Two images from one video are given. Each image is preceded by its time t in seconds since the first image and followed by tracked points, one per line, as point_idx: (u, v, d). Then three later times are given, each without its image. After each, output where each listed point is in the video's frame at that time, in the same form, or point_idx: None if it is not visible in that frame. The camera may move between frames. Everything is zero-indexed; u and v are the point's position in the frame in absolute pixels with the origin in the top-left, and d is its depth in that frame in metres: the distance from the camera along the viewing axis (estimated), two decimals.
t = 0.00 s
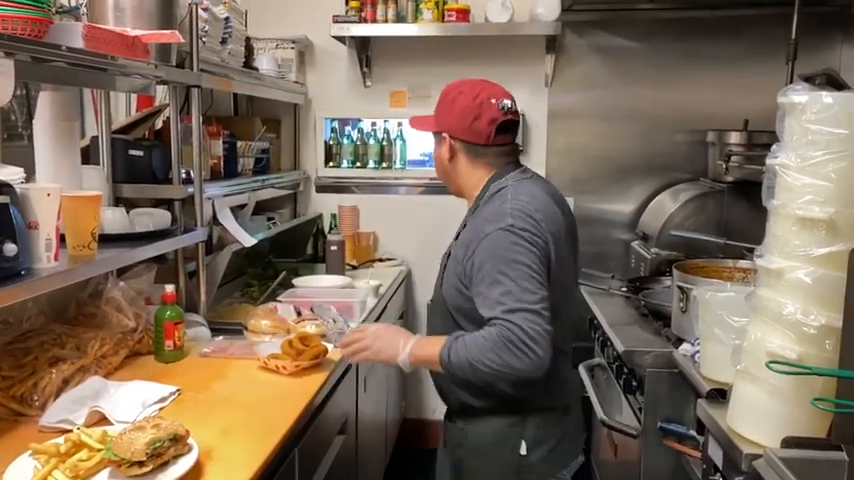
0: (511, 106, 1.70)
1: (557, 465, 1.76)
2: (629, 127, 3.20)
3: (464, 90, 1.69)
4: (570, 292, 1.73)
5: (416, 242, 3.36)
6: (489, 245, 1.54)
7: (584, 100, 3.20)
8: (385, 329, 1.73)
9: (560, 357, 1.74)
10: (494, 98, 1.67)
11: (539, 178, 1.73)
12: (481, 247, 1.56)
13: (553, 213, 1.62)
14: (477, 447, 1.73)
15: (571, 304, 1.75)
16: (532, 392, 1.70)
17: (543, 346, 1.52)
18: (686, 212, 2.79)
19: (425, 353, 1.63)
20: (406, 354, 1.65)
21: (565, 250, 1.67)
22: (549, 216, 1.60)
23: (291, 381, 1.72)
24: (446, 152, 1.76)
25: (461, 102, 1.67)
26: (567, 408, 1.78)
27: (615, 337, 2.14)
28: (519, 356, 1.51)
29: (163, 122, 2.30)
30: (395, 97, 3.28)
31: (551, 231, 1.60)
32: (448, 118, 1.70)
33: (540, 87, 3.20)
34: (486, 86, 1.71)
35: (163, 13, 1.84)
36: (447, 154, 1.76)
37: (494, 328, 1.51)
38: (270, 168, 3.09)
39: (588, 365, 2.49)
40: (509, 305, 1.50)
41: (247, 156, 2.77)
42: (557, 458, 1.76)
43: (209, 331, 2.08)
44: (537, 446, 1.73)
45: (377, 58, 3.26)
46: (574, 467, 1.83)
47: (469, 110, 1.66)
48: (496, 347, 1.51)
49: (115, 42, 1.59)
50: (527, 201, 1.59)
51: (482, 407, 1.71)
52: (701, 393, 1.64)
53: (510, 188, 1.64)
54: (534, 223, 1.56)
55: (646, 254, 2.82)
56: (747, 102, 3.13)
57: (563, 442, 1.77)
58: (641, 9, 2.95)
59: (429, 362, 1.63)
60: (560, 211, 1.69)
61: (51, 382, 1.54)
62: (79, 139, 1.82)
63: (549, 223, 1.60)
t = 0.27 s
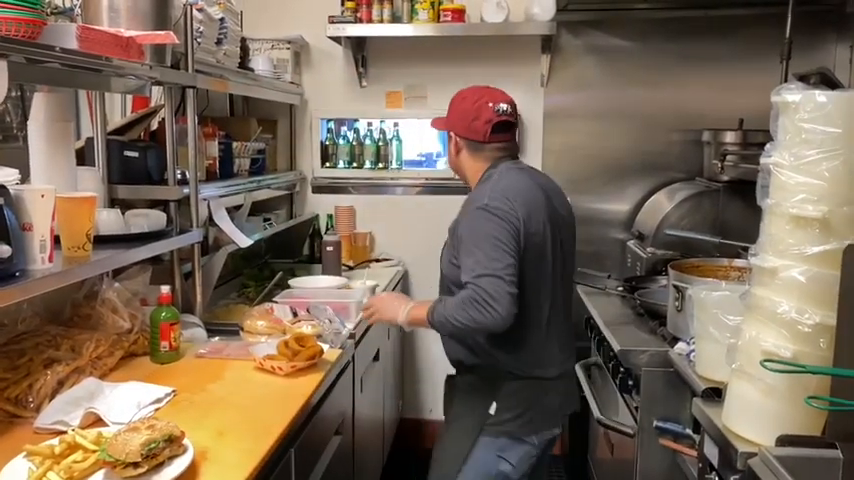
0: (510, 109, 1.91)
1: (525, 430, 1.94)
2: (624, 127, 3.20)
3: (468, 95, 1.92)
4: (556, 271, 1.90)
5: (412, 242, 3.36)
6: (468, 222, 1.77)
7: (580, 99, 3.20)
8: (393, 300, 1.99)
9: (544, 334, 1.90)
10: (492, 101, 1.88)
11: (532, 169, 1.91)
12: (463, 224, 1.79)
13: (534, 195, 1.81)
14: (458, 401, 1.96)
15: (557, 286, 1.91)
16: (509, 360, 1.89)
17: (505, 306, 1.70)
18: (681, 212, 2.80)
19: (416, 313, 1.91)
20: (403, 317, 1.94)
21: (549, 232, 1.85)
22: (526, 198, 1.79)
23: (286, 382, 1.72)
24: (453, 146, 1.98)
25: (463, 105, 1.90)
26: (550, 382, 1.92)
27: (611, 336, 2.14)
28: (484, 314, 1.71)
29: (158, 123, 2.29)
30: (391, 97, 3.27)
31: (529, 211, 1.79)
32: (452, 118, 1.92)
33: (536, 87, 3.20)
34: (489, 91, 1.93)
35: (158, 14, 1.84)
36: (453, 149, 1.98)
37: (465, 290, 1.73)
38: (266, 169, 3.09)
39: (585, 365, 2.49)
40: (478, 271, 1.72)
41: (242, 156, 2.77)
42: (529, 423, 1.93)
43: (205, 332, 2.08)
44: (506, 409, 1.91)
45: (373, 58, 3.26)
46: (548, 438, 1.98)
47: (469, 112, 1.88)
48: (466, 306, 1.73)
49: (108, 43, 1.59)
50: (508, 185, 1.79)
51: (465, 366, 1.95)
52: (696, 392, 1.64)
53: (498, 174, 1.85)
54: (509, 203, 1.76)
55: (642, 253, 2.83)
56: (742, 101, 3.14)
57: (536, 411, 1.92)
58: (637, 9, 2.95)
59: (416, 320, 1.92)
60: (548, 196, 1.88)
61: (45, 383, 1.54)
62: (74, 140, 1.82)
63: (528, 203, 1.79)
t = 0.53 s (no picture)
0: (491, 116, 2.13)
1: (491, 406, 2.19)
2: (619, 127, 3.21)
3: (454, 101, 2.15)
4: (524, 262, 2.14)
5: (407, 242, 3.37)
6: (448, 211, 2.01)
7: (574, 100, 3.21)
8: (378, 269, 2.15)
9: (508, 319, 2.15)
10: (474, 109, 2.11)
11: (510, 170, 2.16)
12: (444, 212, 2.02)
13: (509, 193, 2.07)
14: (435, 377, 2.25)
15: (525, 276, 2.15)
16: (477, 342, 2.15)
17: (475, 285, 1.92)
18: (676, 212, 2.81)
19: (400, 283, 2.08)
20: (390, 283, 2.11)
21: (519, 227, 2.09)
22: (501, 194, 2.04)
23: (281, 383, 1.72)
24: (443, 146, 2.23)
25: (449, 110, 2.14)
26: (512, 362, 2.18)
27: (607, 335, 2.15)
28: (455, 291, 1.92)
29: (153, 124, 2.29)
30: (386, 98, 3.28)
31: (503, 206, 2.04)
32: (441, 122, 2.17)
33: (531, 87, 3.21)
34: (475, 98, 2.15)
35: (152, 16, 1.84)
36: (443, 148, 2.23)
37: (441, 269, 1.95)
38: (262, 170, 3.09)
39: (581, 364, 2.50)
40: (453, 252, 1.94)
41: (238, 157, 2.77)
42: (495, 401, 2.19)
43: (201, 333, 2.08)
44: (471, 388, 2.17)
45: (368, 59, 3.27)
46: (517, 414, 2.23)
47: (453, 118, 2.13)
48: (440, 284, 1.93)
49: (102, 45, 1.59)
50: (486, 182, 2.05)
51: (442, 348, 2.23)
52: (690, 390, 1.65)
53: (477, 173, 2.10)
54: (485, 198, 2.01)
55: (637, 253, 2.83)
56: (737, 101, 3.14)
57: (499, 389, 2.18)
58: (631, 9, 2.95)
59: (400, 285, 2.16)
60: (523, 196, 2.13)
61: (41, 386, 1.54)
62: (69, 143, 1.82)
63: (502, 200, 2.04)
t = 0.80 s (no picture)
0: (479, 116, 2.25)
1: (476, 383, 2.29)
2: (615, 126, 3.21)
3: (445, 102, 2.29)
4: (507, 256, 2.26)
5: (404, 242, 3.37)
6: (431, 213, 2.17)
7: (570, 99, 3.21)
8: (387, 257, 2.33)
9: (491, 305, 2.27)
10: (463, 109, 2.24)
11: (498, 167, 2.26)
12: (429, 212, 2.18)
13: (490, 195, 2.17)
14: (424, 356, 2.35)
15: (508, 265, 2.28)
16: (460, 324, 2.27)
17: (445, 285, 2.11)
18: (672, 211, 2.82)
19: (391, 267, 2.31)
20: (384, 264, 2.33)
21: (501, 224, 2.20)
22: (482, 196, 2.15)
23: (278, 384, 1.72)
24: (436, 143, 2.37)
25: (440, 110, 2.27)
26: (495, 345, 2.29)
27: (604, 334, 2.15)
28: (431, 289, 2.12)
29: (149, 125, 2.29)
30: (382, 98, 3.28)
31: (482, 207, 2.15)
32: (433, 121, 2.30)
33: (527, 87, 3.21)
34: (464, 98, 2.27)
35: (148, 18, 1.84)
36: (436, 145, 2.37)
37: (420, 267, 2.15)
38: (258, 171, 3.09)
39: (578, 364, 2.50)
40: (430, 254, 2.13)
41: (234, 158, 2.77)
42: (477, 378, 2.28)
43: (198, 335, 2.08)
44: (458, 367, 2.28)
45: (364, 59, 3.27)
46: (498, 391, 2.33)
47: (443, 119, 2.26)
48: (418, 281, 2.14)
49: (97, 46, 1.58)
50: (468, 184, 2.17)
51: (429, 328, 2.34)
52: (687, 389, 1.65)
53: (464, 173, 2.21)
54: (464, 201, 2.13)
55: (634, 252, 2.83)
56: (732, 100, 3.15)
57: (484, 366, 2.29)
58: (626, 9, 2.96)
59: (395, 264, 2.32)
60: (506, 194, 2.22)
61: (37, 388, 1.54)
62: (64, 145, 1.82)
63: (482, 201, 2.15)
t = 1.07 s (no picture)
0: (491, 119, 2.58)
1: (503, 364, 2.45)
2: (611, 125, 3.22)
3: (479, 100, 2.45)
4: (520, 243, 2.45)
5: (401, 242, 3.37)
6: (462, 196, 2.32)
7: (566, 99, 3.21)
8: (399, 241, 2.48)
9: (510, 287, 2.44)
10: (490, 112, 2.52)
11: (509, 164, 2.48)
12: (460, 196, 2.33)
13: (514, 185, 2.39)
14: (453, 341, 2.45)
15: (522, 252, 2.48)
16: (485, 304, 2.41)
17: (481, 260, 2.24)
18: (668, 210, 2.83)
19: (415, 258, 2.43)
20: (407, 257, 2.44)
21: (519, 212, 2.41)
22: (507, 185, 2.37)
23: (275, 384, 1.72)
24: (466, 142, 2.47)
25: (479, 107, 2.44)
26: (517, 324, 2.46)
27: (601, 333, 2.16)
28: (467, 263, 2.23)
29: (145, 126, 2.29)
30: (378, 98, 3.28)
31: (509, 194, 2.36)
32: (474, 119, 2.44)
33: (522, 87, 3.22)
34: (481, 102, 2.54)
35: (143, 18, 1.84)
36: (466, 143, 2.47)
37: (454, 244, 2.26)
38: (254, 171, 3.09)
39: (575, 363, 2.50)
40: (467, 231, 2.26)
41: (230, 159, 2.78)
42: (503, 359, 2.45)
43: (194, 335, 2.08)
44: (487, 347, 2.43)
45: (360, 60, 3.27)
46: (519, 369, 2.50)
47: (486, 114, 2.45)
48: (453, 257, 2.25)
49: (92, 46, 1.59)
50: (496, 173, 2.37)
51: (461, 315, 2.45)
52: (683, 387, 1.65)
53: (485, 165, 2.41)
54: (496, 187, 2.34)
55: (630, 251, 2.83)
56: (727, 99, 3.16)
57: (509, 348, 2.46)
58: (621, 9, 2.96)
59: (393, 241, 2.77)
60: (522, 188, 2.45)
61: (33, 389, 1.53)
62: (60, 146, 1.82)
63: (508, 189, 2.37)
